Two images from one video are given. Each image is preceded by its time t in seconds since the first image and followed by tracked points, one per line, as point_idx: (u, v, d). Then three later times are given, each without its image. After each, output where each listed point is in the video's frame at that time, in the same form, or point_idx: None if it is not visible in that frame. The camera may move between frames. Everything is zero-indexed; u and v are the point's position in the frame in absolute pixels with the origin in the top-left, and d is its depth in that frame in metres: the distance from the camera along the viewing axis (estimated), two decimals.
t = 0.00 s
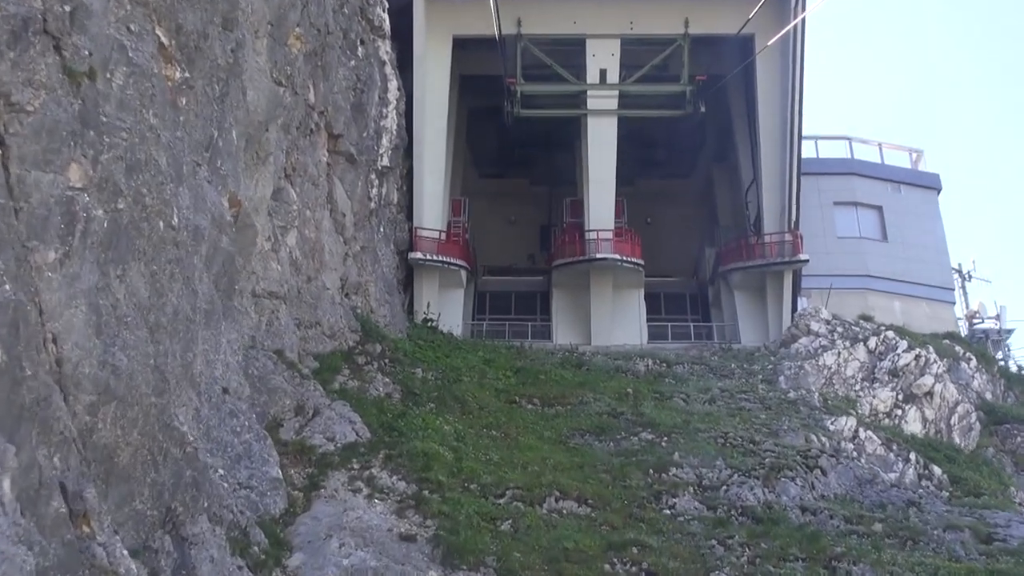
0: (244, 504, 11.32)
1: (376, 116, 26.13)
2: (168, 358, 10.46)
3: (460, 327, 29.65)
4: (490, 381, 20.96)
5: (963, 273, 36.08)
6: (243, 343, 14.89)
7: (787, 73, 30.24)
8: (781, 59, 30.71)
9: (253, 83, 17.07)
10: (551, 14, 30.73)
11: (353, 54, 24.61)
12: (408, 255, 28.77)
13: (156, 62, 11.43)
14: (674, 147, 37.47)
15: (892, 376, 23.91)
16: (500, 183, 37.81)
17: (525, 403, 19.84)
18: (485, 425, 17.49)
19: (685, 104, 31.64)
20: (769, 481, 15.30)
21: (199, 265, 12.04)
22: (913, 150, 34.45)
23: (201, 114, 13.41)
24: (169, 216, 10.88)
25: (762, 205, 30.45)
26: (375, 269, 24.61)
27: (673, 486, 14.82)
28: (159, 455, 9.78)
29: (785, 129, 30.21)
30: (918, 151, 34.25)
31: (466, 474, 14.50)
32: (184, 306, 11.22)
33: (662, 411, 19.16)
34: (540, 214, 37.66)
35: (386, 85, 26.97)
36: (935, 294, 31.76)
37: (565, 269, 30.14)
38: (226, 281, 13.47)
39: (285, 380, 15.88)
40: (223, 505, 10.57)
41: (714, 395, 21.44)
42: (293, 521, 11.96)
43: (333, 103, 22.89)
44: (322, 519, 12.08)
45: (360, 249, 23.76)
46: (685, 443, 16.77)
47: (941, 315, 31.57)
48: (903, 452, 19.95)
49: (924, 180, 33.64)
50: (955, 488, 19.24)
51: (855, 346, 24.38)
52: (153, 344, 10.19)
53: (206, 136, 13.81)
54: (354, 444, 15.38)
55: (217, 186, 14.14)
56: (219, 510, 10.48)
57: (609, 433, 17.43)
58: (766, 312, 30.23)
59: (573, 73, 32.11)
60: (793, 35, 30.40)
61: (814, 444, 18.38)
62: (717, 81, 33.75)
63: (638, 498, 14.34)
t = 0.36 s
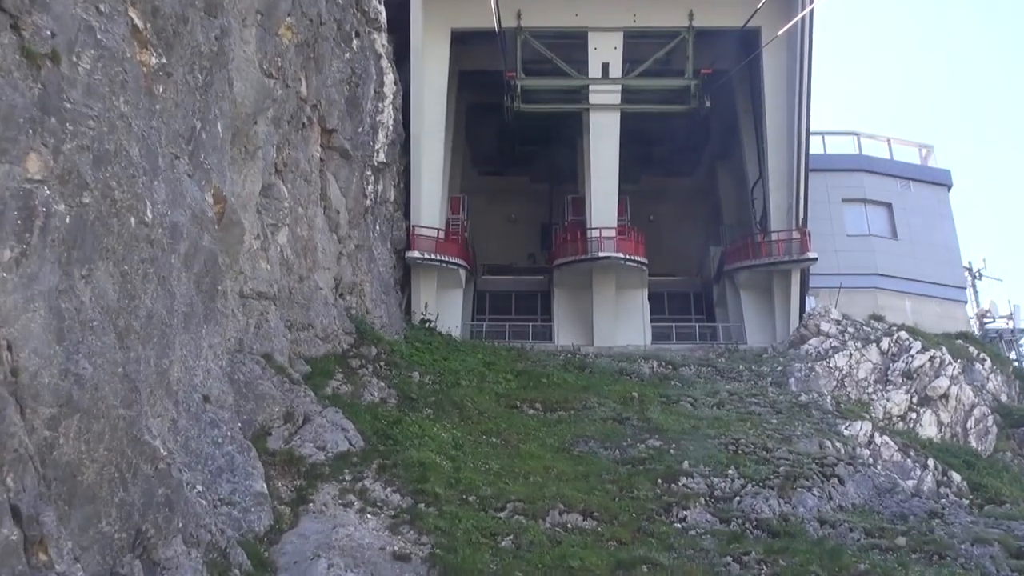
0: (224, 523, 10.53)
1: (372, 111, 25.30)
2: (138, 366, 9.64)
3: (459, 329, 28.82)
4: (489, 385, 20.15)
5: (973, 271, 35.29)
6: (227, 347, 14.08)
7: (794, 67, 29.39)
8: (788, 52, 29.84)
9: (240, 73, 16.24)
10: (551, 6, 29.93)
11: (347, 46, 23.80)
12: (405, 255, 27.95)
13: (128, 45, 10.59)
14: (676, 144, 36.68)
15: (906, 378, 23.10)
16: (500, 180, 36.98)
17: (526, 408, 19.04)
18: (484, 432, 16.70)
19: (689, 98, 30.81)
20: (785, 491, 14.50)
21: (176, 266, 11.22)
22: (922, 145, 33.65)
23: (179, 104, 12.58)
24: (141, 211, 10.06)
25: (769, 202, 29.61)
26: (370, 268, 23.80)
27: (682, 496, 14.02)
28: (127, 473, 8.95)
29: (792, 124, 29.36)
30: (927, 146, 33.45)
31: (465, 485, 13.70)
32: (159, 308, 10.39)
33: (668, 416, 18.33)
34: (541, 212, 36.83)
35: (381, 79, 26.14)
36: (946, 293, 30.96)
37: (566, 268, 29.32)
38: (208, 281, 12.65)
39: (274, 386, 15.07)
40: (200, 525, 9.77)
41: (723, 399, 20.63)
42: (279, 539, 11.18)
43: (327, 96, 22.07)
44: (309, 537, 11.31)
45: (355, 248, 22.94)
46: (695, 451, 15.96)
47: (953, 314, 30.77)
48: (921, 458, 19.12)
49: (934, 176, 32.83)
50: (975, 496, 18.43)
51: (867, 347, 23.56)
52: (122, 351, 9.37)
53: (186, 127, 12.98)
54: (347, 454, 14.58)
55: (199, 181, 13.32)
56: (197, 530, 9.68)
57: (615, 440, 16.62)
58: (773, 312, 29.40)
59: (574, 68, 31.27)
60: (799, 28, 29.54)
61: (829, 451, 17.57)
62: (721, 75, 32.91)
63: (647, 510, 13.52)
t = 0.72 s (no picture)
0: (203, 545, 9.74)
1: (367, 105, 24.49)
2: (107, 377, 8.84)
3: (457, 330, 28.05)
4: (489, 389, 19.35)
5: (984, 269, 34.50)
6: (209, 353, 13.26)
7: (802, 59, 28.57)
8: (795, 45, 29.02)
9: (226, 63, 15.44)
10: None
11: (341, 38, 23.00)
12: (402, 254, 27.19)
13: (96, 27, 9.77)
14: (680, 140, 35.90)
15: (921, 380, 22.32)
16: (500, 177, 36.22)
17: (528, 412, 18.23)
18: (484, 440, 15.89)
19: (694, 92, 30.00)
20: (803, 502, 13.72)
21: (152, 266, 10.43)
22: (932, 140, 32.83)
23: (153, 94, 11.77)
24: (111, 207, 9.27)
25: (776, 200, 28.83)
26: (366, 268, 23.00)
27: (694, 508, 13.23)
28: (92, 494, 8.16)
29: (800, 120, 28.57)
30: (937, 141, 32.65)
31: (464, 498, 12.91)
32: (130, 312, 9.59)
33: (676, 422, 17.53)
34: (542, 210, 36.05)
35: (378, 73, 25.33)
36: (957, 291, 30.18)
37: (568, 267, 28.55)
38: (189, 282, 11.85)
39: (262, 393, 14.26)
40: (175, 548, 8.97)
41: (732, 402, 19.83)
42: (263, 560, 10.40)
43: (320, 90, 21.27)
44: (295, 558, 10.53)
45: (350, 247, 22.14)
46: (705, 459, 15.15)
47: (965, 312, 30.00)
48: (940, 464, 18.32)
49: (944, 171, 32.03)
50: (997, 503, 17.63)
51: (880, 348, 22.77)
52: (87, 360, 8.57)
53: (164, 118, 12.18)
54: (339, 464, 13.78)
55: (178, 175, 12.51)
56: (171, 554, 8.89)
57: (622, 447, 15.82)
58: (780, 312, 28.63)
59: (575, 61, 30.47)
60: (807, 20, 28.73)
61: (845, 459, 16.78)
62: (726, 69, 32.11)
63: (657, 524, 12.72)
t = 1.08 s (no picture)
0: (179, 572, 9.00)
1: (362, 101, 23.72)
2: (72, 391, 8.13)
3: (456, 332, 27.27)
4: (490, 394, 18.59)
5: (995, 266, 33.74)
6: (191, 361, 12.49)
7: (808, 52, 27.81)
8: (801, 38, 28.26)
9: (210, 54, 14.68)
10: None
11: (335, 31, 22.23)
12: (399, 254, 26.43)
13: (60, 10, 9.01)
14: (683, 135, 35.15)
15: (937, 381, 21.58)
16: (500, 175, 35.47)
17: (530, 418, 17.46)
18: (485, 449, 15.14)
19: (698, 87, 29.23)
20: (823, 513, 12.97)
21: (124, 268, 9.67)
22: (942, 134, 32.06)
23: (127, 84, 11.00)
24: (76, 204, 8.53)
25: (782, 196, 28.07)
26: (361, 269, 22.24)
27: (708, 521, 12.47)
28: (52, 520, 7.49)
29: (806, 114, 27.81)
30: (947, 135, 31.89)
31: (463, 512, 12.16)
32: (98, 317, 8.82)
33: (684, 427, 16.76)
34: (542, 208, 35.30)
35: (373, 68, 24.56)
36: (969, 288, 29.41)
37: (569, 266, 27.79)
38: (169, 285, 11.07)
39: (249, 402, 13.50)
40: None
41: (742, 406, 19.08)
42: None
43: (312, 84, 20.51)
44: None
45: (344, 247, 21.38)
46: (718, 467, 14.39)
47: (977, 310, 29.24)
48: (960, 469, 17.56)
49: (954, 166, 31.26)
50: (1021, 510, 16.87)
51: (893, 348, 22.06)
52: (48, 372, 7.86)
53: (140, 109, 11.40)
54: (332, 476, 13.03)
55: (156, 171, 11.75)
56: None
57: (629, 455, 15.06)
58: (788, 311, 27.86)
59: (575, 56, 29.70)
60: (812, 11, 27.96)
61: (863, 465, 16.01)
62: (730, 63, 31.35)
63: (670, 539, 11.96)
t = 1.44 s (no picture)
0: None
1: (357, 97, 22.97)
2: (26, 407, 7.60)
3: (455, 335, 26.54)
4: (489, 399, 17.86)
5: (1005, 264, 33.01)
6: (171, 369, 11.77)
7: (815, 46, 27.04)
8: (807, 31, 27.52)
9: (192, 45, 13.96)
10: None
11: (327, 24, 21.49)
12: (395, 254, 25.71)
13: None
14: (686, 131, 34.43)
15: (952, 384, 20.90)
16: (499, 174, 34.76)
17: (532, 425, 16.72)
18: (484, 459, 14.42)
19: (701, 82, 28.49)
20: (843, 527, 12.24)
21: (93, 269, 8.99)
22: (951, 129, 31.33)
23: (98, 73, 10.28)
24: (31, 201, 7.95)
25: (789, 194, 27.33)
26: (356, 269, 21.50)
27: (722, 536, 11.72)
28: None
29: (814, 110, 27.08)
30: (956, 130, 31.15)
31: (462, 529, 11.44)
32: (61, 325, 8.16)
33: (693, 434, 16.00)
34: (542, 207, 34.56)
35: (368, 62, 23.81)
36: (981, 287, 28.67)
37: (571, 266, 27.05)
38: (145, 288, 10.33)
39: (235, 411, 12.77)
40: None
41: (751, 411, 18.34)
42: None
43: (303, 78, 19.76)
44: None
45: (338, 248, 20.64)
46: (731, 477, 13.66)
47: (989, 309, 28.51)
48: (981, 477, 16.83)
49: (965, 162, 30.50)
50: None
51: (907, 350, 21.28)
52: None
53: (114, 100, 10.66)
54: (322, 489, 12.30)
55: (130, 168, 11.03)
56: None
57: (635, 465, 14.32)
58: (796, 311, 27.13)
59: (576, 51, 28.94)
60: (819, 4, 27.23)
61: (880, 474, 15.31)
62: (733, 58, 30.64)
63: (682, 556, 11.22)
